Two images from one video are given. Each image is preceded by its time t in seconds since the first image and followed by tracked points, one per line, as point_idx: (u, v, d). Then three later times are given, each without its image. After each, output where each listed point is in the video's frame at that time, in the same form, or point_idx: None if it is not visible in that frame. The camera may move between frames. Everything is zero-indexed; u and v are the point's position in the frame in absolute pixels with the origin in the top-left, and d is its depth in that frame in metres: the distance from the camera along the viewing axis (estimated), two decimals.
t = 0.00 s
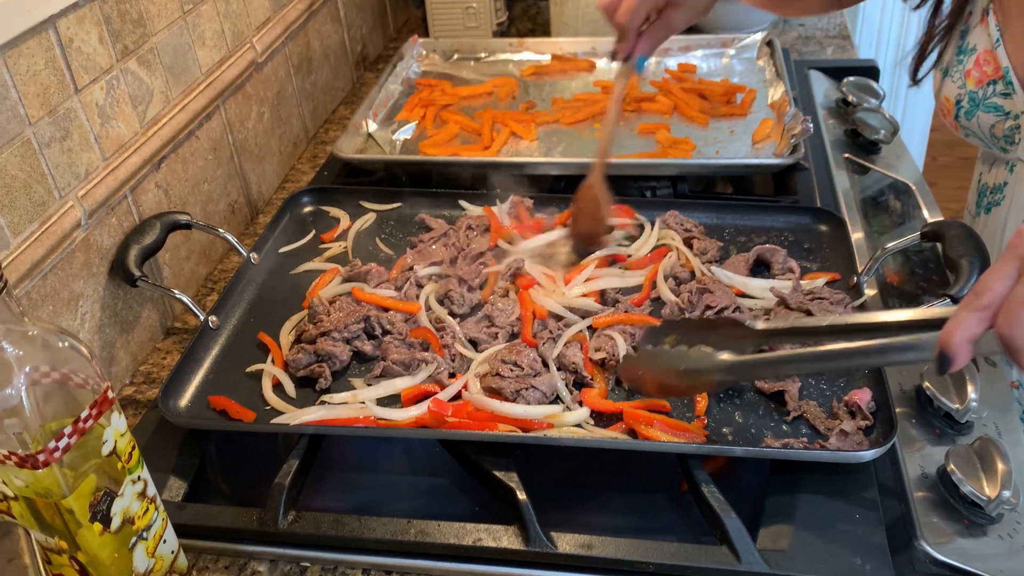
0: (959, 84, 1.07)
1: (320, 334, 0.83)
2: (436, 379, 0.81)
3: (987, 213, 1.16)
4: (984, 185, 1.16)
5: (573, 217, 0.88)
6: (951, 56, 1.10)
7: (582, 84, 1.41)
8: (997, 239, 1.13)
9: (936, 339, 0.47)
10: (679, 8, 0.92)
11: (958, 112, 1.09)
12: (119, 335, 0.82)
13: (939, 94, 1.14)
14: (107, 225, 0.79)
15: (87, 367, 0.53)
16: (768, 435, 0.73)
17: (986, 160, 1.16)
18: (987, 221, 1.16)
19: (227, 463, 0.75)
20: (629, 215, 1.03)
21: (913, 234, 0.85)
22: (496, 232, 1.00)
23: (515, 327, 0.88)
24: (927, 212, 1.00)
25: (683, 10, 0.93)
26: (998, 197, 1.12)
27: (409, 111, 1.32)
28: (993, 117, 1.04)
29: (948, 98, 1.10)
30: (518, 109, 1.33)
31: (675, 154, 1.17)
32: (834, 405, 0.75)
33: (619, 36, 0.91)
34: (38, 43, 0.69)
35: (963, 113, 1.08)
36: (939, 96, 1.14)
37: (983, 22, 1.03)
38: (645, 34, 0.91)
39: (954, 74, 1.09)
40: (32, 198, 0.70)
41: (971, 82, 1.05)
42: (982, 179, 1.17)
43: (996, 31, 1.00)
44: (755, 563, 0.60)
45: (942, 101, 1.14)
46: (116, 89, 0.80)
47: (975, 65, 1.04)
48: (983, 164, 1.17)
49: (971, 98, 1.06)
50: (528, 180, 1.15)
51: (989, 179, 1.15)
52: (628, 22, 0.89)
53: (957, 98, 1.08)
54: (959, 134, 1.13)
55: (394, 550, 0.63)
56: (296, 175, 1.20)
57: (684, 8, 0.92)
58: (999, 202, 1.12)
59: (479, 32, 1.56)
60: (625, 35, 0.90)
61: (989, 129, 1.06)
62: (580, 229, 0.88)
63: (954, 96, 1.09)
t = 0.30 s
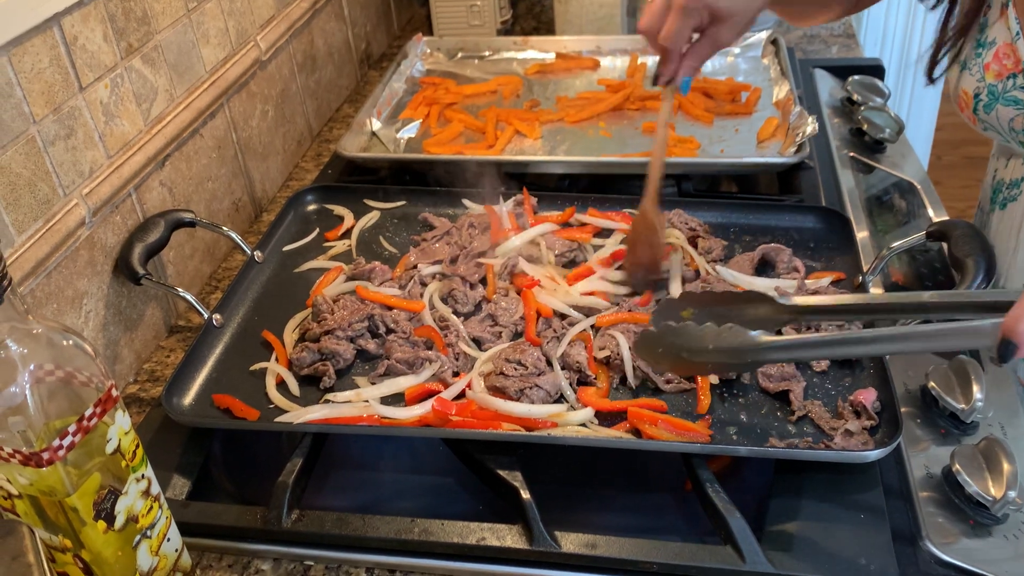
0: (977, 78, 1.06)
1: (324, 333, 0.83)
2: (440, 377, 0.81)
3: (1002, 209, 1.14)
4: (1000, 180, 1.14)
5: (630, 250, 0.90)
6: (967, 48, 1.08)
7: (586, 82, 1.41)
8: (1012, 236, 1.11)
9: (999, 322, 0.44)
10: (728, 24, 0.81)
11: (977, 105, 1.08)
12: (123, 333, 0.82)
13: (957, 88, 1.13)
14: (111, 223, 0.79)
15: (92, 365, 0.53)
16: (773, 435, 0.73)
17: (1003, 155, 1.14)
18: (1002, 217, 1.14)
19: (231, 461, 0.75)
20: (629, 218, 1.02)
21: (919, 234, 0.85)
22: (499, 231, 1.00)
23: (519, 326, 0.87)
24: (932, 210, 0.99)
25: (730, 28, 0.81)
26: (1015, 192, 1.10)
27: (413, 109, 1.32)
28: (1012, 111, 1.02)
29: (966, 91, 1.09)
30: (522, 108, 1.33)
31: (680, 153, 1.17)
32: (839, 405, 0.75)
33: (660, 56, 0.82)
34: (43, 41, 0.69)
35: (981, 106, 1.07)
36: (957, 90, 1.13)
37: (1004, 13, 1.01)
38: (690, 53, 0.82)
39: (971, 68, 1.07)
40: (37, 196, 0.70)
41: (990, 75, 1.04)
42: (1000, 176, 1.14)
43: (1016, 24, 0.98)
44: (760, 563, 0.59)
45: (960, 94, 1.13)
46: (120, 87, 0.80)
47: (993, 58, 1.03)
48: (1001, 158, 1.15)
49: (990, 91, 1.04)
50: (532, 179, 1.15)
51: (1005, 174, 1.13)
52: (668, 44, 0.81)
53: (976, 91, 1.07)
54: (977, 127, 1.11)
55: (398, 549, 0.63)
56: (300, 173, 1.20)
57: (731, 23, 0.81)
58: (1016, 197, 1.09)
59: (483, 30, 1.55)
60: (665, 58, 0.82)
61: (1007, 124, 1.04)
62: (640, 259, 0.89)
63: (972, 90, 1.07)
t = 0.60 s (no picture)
0: (989, 91, 1.01)
1: (327, 334, 0.83)
2: (443, 378, 0.81)
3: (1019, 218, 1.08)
4: (1014, 190, 1.09)
5: (641, 334, 0.78)
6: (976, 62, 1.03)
7: (589, 82, 1.41)
8: None
9: None
10: (728, 95, 0.73)
11: (989, 119, 1.03)
12: (127, 334, 0.82)
13: (964, 101, 1.08)
14: (115, 224, 0.79)
15: (95, 366, 0.53)
16: (776, 436, 0.72)
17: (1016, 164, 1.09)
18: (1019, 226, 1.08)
19: (234, 461, 0.75)
20: (634, 220, 1.02)
21: (922, 235, 0.85)
22: (502, 232, 1.00)
23: (522, 327, 0.87)
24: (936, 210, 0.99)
25: (733, 96, 0.74)
26: None
27: (416, 110, 1.32)
28: None
29: (977, 105, 1.04)
30: (525, 108, 1.33)
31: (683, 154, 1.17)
32: (842, 406, 0.75)
33: (655, 126, 0.73)
34: (47, 42, 0.69)
35: (994, 119, 1.02)
36: (965, 102, 1.08)
37: (1016, 26, 0.96)
38: (689, 122, 0.73)
39: (982, 81, 1.02)
40: (41, 197, 0.70)
41: (1003, 88, 0.99)
42: (1013, 184, 1.09)
43: None
44: (763, 564, 0.59)
45: (969, 106, 1.08)
46: (124, 88, 0.80)
47: (1006, 71, 0.98)
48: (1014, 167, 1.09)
49: (1004, 104, 1.00)
50: (535, 179, 1.15)
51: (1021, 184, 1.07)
52: (666, 114, 0.71)
53: (988, 105, 1.02)
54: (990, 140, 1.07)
55: (400, 550, 0.63)
56: (303, 174, 1.20)
57: (732, 94, 0.73)
58: None
59: (486, 30, 1.55)
60: (663, 128, 0.72)
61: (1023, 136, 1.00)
62: (654, 348, 0.77)
63: (984, 103, 1.03)
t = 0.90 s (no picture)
0: (1001, 109, 1.00)
1: (329, 336, 0.83)
2: (443, 382, 0.81)
3: None
4: None
5: (526, 347, 0.75)
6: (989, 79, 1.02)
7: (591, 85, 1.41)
8: None
9: None
10: (651, 114, 0.72)
11: (1001, 137, 1.02)
12: (129, 337, 0.82)
13: (976, 119, 1.07)
14: (118, 227, 0.79)
15: (98, 370, 0.53)
16: (778, 440, 0.72)
17: None
18: None
19: (236, 465, 0.75)
20: (636, 222, 1.02)
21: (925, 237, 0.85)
22: (504, 233, 1.00)
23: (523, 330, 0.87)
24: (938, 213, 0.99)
25: (654, 117, 0.73)
26: None
27: (418, 112, 1.32)
28: None
29: (989, 123, 1.03)
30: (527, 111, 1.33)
31: (685, 156, 1.17)
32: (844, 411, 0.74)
33: (574, 136, 0.73)
34: (50, 46, 0.69)
35: (1006, 137, 1.01)
36: (977, 120, 1.07)
37: None
38: (609, 138, 0.73)
39: (994, 99, 1.01)
40: (44, 200, 0.70)
41: (1015, 107, 0.97)
42: None
43: None
44: (765, 568, 0.59)
45: (980, 125, 1.07)
46: (127, 91, 0.80)
47: (1017, 89, 0.97)
48: None
49: (1016, 123, 0.98)
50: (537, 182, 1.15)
51: None
52: (583, 125, 0.71)
53: (1000, 123, 1.00)
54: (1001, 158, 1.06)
55: (403, 554, 0.63)
56: (306, 176, 1.20)
57: (655, 115, 0.72)
58: None
59: (488, 33, 1.56)
60: (580, 137, 0.72)
61: None
62: (537, 363, 0.75)
63: (996, 122, 1.01)
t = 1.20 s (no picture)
0: (998, 136, 0.99)
1: (329, 339, 0.83)
2: (442, 384, 0.81)
3: None
4: None
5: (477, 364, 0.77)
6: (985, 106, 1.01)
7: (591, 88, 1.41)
8: None
9: None
10: (613, 133, 0.70)
11: (998, 165, 1.01)
12: (129, 339, 0.82)
13: (971, 146, 1.07)
14: (118, 229, 0.80)
15: (98, 371, 0.53)
16: (777, 443, 0.72)
17: None
18: None
19: (236, 467, 0.75)
20: (638, 225, 1.02)
21: (924, 240, 0.85)
22: (503, 235, 1.01)
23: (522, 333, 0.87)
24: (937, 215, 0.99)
25: (614, 137, 0.71)
26: None
27: (418, 115, 1.32)
28: None
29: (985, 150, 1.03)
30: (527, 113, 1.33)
31: (684, 159, 1.17)
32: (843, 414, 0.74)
33: (535, 154, 0.69)
34: (51, 48, 0.69)
35: (1003, 165, 1.00)
36: (972, 148, 1.06)
37: None
38: (567, 156, 0.70)
39: (991, 126, 1.01)
40: (44, 202, 0.70)
41: (1012, 133, 0.97)
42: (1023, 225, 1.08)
43: None
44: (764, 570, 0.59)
45: (975, 152, 1.07)
46: (127, 93, 0.80)
47: (1015, 115, 0.97)
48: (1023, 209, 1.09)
49: (1014, 151, 0.98)
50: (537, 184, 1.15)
51: None
52: (547, 144, 0.67)
53: (997, 150, 1.00)
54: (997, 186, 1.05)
55: (402, 556, 0.63)
56: (306, 178, 1.21)
57: (616, 134, 0.70)
58: None
59: (488, 36, 1.56)
60: (541, 155, 0.69)
61: None
62: (490, 373, 0.76)
63: (993, 148, 1.01)
